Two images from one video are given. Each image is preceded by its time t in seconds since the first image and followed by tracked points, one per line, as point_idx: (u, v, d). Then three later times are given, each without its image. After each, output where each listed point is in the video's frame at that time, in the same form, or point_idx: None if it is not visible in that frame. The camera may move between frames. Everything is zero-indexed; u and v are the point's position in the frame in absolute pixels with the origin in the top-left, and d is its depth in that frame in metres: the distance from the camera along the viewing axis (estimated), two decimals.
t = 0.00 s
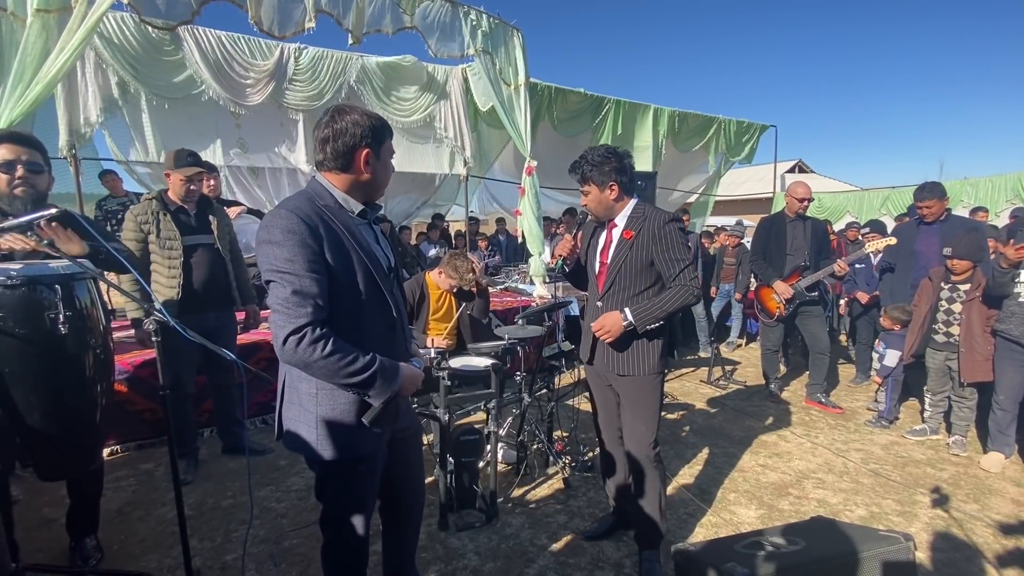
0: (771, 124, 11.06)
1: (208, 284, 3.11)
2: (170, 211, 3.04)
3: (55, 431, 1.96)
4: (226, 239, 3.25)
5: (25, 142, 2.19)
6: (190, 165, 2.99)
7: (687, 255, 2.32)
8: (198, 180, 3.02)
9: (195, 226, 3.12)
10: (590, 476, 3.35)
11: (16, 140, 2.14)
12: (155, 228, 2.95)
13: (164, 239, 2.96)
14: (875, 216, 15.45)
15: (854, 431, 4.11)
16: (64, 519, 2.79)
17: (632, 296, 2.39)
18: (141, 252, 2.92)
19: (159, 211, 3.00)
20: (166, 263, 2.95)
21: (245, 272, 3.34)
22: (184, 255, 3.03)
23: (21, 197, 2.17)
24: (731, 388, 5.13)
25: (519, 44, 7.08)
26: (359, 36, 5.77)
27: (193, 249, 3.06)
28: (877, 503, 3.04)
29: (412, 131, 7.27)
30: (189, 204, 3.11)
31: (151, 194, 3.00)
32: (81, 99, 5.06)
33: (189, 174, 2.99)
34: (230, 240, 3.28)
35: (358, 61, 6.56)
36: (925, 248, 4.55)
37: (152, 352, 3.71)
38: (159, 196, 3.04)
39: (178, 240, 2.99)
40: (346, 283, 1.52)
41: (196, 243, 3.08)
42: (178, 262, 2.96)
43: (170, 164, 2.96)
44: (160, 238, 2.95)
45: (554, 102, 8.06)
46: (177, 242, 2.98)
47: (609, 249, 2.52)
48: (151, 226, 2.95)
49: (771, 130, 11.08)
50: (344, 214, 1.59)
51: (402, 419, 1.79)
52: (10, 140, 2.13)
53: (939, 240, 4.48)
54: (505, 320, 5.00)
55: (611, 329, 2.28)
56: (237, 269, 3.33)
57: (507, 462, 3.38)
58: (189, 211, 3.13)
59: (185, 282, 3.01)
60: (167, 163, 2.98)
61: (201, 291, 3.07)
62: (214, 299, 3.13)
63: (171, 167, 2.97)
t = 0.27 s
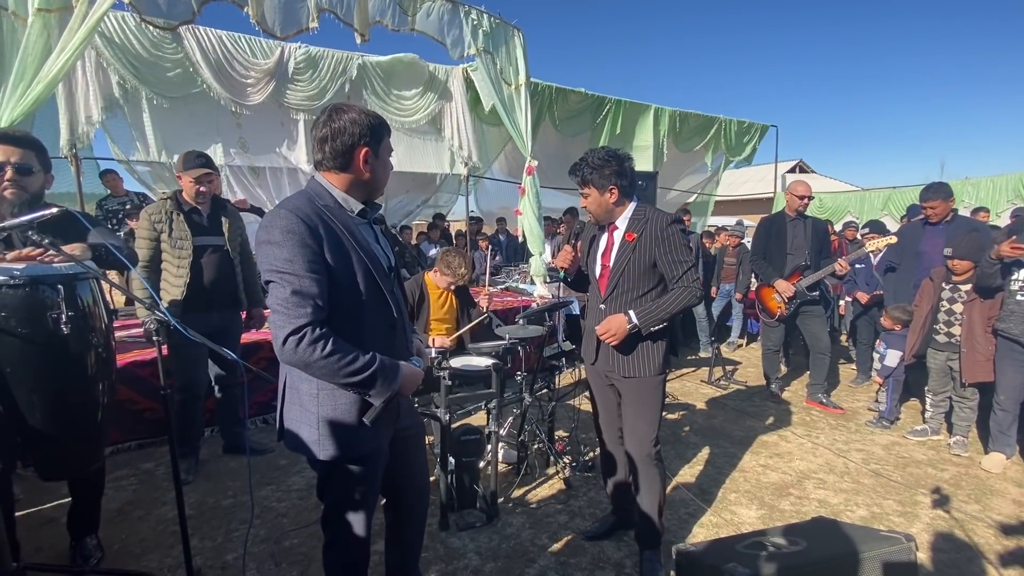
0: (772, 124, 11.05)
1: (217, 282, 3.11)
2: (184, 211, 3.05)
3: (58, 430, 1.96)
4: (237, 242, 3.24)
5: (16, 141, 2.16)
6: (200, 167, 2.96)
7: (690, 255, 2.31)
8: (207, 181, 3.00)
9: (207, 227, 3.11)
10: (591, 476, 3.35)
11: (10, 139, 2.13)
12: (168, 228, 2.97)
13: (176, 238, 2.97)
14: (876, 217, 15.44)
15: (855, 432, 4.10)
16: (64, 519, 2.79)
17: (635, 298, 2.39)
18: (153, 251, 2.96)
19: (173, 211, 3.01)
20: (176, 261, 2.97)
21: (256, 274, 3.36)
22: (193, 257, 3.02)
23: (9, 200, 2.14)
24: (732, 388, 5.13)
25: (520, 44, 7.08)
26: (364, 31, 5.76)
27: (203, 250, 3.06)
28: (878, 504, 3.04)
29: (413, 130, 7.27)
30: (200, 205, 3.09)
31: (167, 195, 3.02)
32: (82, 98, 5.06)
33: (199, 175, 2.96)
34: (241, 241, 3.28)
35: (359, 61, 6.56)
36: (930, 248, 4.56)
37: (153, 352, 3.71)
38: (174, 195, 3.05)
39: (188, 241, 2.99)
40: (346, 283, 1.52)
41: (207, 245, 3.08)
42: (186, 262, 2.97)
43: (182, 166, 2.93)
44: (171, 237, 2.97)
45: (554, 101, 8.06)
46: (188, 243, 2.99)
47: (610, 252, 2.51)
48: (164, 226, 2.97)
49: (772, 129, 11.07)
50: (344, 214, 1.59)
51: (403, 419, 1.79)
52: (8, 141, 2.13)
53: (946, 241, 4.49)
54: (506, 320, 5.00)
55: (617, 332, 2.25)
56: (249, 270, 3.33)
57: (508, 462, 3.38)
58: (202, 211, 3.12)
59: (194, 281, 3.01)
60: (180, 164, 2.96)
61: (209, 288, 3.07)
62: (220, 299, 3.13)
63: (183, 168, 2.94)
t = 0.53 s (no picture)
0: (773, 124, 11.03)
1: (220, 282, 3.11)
2: (188, 211, 3.05)
3: (58, 430, 1.96)
4: (239, 243, 3.24)
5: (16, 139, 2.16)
6: (206, 173, 2.95)
7: (689, 255, 2.31)
8: (211, 185, 2.98)
9: (210, 228, 3.12)
10: (592, 476, 3.34)
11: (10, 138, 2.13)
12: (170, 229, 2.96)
13: (177, 239, 2.96)
14: (877, 217, 15.42)
15: (856, 432, 4.10)
16: (66, 519, 2.79)
17: (634, 296, 2.39)
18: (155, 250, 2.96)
19: (176, 210, 3.01)
20: (176, 264, 2.97)
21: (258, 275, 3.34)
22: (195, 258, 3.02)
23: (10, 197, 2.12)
24: (733, 389, 5.13)
25: (521, 44, 7.08)
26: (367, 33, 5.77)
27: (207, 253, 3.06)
28: (879, 504, 3.03)
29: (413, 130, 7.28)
30: (205, 207, 3.09)
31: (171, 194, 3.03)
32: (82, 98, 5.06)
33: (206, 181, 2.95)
34: (243, 242, 3.28)
35: (359, 60, 6.55)
36: (936, 249, 4.56)
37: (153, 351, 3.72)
38: (178, 196, 3.05)
39: (190, 242, 2.99)
40: (345, 285, 1.52)
41: (209, 246, 3.08)
42: (187, 262, 2.96)
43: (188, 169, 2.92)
44: (173, 238, 2.96)
45: (555, 101, 8.06)
46: (190, 243, 2.98)
47: (610, 249, 2.51)
48: (167, 226, 2.96)
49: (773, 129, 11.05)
50: (343, 215, 1.59)
51: (404, 419, 1.78)
52: (8, 139, 2.12)
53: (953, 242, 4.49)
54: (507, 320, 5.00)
55: (615, 329, 2.26)
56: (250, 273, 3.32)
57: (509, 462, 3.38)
58: (206, 212, 3.13)
59: (195, 282, 3.01)
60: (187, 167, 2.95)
61: (209, 289, 3.07)
62: (222, 300, 3.13)
63: (189, 174, 2.93)
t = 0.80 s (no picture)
0: (774, 124, 11.02)
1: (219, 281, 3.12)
2: (178, 212, 3.04)
3: (59, 429, 1.96)
4: (233, 241, 3.24)
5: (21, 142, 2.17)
6: (191, 168, 2.90)
7: (689, 254, 2.31)
8: (198, 184, 2.94)
9: (203, 228, 3.12)
10: (592, 476, 3.34)
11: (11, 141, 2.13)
12: (162, 231, 2.95)
13: (171, 241, 2.96)
14: (878, 218, 15.39)
15: (857, 432, 4.10)
16: (67, 518, 2.79)
17: (635, 297, 2.39)
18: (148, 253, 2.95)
19: (167, 212, 3.01)
20: (172, 268, 2.96)
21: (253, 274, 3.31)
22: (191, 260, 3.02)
23: (24, 201, 2.16)
24: (734, 389, 5.12)
25: (521, 44, 7.08)
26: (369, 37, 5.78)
27: (203, 254, 3.06)
28: (880, 505, 3.03)
29: (413, 131, 7.28)
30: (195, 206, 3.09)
31: (160, 195, 3.00)
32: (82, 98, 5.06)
33: (191, 177, 2.91)
34: (237, 240, 3.26)
35: (360, 60, 6.56)
36: (934, 249, 4.56)
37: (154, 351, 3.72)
38: (167, 195, 3.02)
39: (184, 245, 2.99)
40: (343, 285, 1.52)
41: (203, 248, 3.07)
42: (183, 266, 2.96)
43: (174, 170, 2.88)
44: (166, 241, 2.96)
45: (555, 101, 8.06)
46: (184, 246, 2.99)
47: (611, 250, 2.52)
48: (158, 228, 2.95)
49: (773, 129, 11.05)
50: (342, 216, 1.59)
51: (405, 419, 1.79)
52: (9, 141, 2.12)
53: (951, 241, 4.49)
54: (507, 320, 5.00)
55: (615, 329, 2.26)
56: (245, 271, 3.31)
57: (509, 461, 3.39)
58: (197, 212, 3.13)
59: (194, 283, 3.01)
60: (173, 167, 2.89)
61: (207, 289, 3.07)
62: (220, 299, 3.12)
63: (172, 170, 2.88)
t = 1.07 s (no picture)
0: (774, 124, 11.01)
1: (214, 277, 3.12)
2: (165, 213, 3.00)
3: (60, 429, 1.96)
4: (223, 240, 3.22)
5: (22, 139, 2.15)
6: (164, 162, 2.85)
7: (689, 256, 2.31)
8: (172, 178, 2.91)
9: (192, 229, 3.09)
10: (593, 476, 3.35)
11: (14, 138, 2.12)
12: (150, 232, 2.89)
13: (160, 243, 2.92)
14: (879, 218, 15.38)
15: (858, 433, 4.09)
16: (67, 518, 2.79)
17: (635, 299, 2.39)
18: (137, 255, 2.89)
19: (153, 213, 2.95)
20: (164, 269, 2.93)
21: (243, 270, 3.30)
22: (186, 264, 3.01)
23: (26, 195, 2.17)
24: (734, 389, 5.12)
25: (521, 44, 7.08)
26: (369, 38, 5.79)
27: (197, 256, 3.05)
28: (880, 505, 3.03)
29: (414, 131, 7.27)
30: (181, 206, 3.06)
31: (143, 196, 2.94)
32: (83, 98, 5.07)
33: (164, 171, 2.86)
34: (227, 239, 3.25)
35: (360, 61, 6.57)
36: (922, 249, 4.56)
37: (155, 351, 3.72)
38: (151, 195, 2.97)
39: (174, 246, 2.95)
40: (342, 287, 1.52)
41: (195, 249, 3.06)
42: (176, 268, 2.94)
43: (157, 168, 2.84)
44: (155, 242, 2.90)
45: (556, 101, 8.05)
46: (175, 248, 2.95)
47: (610, 251, 2.51)
48: (146, 229, 2.88)
49: (774, 129, 11.03)
50: (342, 217, 1.59)
51: (406, 419, 1.79)
52: (9, 138, 2.11)
53: (937, 241, 4.50)
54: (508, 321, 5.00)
55: (620, 341, 2.24)
56: (238, 271, 3.29)
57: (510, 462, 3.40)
58: (183, 212, 3.09)
59: (188, 283, 3.01)
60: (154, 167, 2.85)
61: (202, 289, 3.06)
62: (214, 298, 3.12)
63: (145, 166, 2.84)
